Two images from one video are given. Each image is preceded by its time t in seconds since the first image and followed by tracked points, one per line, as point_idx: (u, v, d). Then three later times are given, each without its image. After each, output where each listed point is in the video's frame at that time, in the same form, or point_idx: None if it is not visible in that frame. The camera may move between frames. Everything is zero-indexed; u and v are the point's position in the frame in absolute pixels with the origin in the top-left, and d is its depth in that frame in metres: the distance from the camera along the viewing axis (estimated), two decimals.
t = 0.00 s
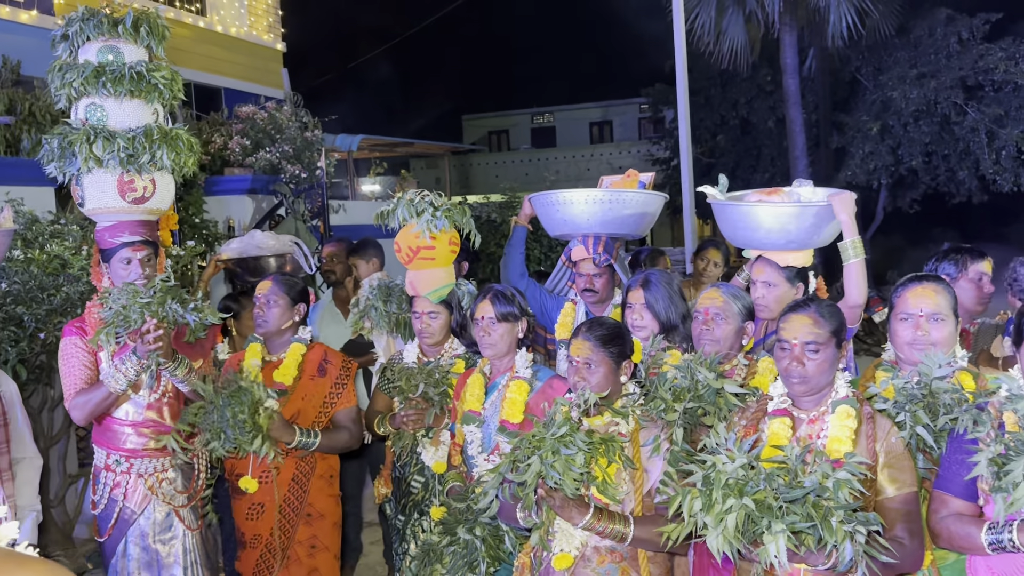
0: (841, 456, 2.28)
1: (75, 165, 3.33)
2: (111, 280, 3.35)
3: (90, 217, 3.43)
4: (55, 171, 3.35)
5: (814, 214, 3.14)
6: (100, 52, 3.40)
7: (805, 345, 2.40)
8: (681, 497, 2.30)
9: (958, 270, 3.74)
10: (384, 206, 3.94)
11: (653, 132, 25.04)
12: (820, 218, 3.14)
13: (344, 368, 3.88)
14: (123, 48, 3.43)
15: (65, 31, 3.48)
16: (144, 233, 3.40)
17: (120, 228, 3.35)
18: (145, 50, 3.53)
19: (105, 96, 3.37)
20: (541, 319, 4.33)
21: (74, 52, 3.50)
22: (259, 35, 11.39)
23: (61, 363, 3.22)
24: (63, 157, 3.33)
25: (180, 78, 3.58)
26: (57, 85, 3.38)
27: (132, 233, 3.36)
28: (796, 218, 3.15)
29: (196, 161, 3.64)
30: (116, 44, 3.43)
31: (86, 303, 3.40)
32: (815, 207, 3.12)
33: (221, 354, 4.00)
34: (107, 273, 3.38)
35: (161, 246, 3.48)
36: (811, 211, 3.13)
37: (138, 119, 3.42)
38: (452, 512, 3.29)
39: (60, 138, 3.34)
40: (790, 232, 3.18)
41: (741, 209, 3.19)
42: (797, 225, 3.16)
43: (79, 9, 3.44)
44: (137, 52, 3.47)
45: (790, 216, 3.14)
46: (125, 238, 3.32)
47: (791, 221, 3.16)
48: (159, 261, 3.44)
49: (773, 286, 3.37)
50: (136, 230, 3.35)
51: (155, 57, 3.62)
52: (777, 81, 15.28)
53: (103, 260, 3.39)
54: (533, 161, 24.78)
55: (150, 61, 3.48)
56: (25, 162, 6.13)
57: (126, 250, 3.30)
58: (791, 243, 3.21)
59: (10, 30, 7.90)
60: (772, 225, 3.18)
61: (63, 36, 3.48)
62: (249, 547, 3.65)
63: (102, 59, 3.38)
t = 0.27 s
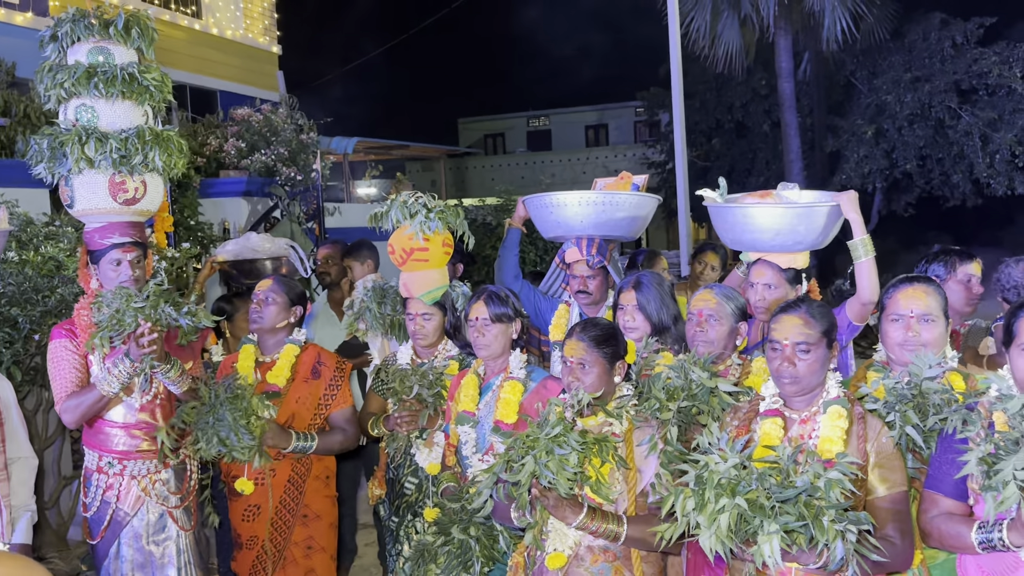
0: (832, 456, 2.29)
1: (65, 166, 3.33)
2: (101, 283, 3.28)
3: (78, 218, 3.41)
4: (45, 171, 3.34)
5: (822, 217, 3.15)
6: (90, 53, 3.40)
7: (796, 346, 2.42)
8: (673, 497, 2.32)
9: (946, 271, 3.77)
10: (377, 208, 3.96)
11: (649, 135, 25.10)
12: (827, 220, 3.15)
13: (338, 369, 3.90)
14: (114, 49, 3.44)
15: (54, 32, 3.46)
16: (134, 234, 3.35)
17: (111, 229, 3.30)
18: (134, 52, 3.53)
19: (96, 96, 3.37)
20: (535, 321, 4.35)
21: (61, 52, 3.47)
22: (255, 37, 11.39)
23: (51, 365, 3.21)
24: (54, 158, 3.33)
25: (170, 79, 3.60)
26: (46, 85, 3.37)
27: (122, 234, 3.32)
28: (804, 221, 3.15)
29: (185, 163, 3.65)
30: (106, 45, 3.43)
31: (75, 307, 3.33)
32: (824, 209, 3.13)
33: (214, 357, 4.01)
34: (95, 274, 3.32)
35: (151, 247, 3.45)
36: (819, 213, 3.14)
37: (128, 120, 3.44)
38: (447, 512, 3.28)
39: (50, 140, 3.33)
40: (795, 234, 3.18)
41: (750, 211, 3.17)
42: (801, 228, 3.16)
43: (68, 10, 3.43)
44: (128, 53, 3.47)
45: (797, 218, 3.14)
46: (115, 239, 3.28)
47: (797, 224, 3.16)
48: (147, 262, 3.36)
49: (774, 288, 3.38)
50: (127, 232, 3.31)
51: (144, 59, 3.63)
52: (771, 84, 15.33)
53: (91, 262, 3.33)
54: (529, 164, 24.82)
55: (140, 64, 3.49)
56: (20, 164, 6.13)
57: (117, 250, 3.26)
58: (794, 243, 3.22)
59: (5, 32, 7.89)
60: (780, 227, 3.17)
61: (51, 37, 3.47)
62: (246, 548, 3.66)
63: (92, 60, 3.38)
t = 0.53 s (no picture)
0: (822, 457, 2.31)
1: (54, 167, 3.32)
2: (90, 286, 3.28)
3: (66, 220, 3.39)
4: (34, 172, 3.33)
5: (827, 214, 3.17)
6: (78, 54, 3.39)
7: (786, 347, 2.44)
8: (664, 498, 2.33)
9: (948, 274, 3.83)
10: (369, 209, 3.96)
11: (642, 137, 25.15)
12: (833, 217, 3.18)
13: (331, 369, 3.90)
14: (101, 51, 3.43)
15: (41, 34, 3.46)
16: (123, 236, 3.36)
17: (99, 230, 3.30)
18: (123, 53, 3.53)
19: (85, 98, 3.37)
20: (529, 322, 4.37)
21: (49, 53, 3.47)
22: (249, 38, 11.38)
23: (40, 368, 3.20)
24: (42, 159, 3.33)
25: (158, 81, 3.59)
26: (34, 86, 3.36)
27: (111, 235, 3.33)
28: (809, 218, 3.18)
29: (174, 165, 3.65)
30: (95, 47, 3.42)
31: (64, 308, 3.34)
32: (828, 206, 3.16)
33: (208, 357, 4.00)
34: (84, 276, 3.32)
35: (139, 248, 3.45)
36: (824, 210, 3.16)
37: (117, 122, 3.44)
38: (440, 513, 3.30)
39: (38, 141, 3.33)
40: (801, 232, 3.21)
41: (756, 210, 3.19)
42: (807, 225, 3.19)
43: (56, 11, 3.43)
44: (116, 55, 3.47)
45: (802, 217, 3.17)
46: (104, 241, 3.29)
47: (802, 221, 3.18)
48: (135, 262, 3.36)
49: (781, 289, 3.45)
50: (116, 233, 3.32)
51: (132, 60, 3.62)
52: (764, 87, 15.37)
53: (79, 263, 3.33)
54: (523, 165, 24.84)
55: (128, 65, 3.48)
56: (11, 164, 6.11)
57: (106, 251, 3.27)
58: (800, 241, 3.25)
59: None
60: (786, 225, 3.19)
61: (38, 38, 3.46)
62: (240, 548, 3.66)
63: (80, 61, 3.38)
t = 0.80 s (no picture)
0: (810, 456, 2.32)
1: (40, 167, 3.32)
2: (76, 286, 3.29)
3: (53, 219, 3.39)
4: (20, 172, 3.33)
5: (828, 213, 3.20)
6: (64, 53, 3.38)
7: (774, 347, 2.45)
8: (655, 497, 2.34)
9: (942, 274, 3.85)
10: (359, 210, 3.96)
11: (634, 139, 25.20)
12: (834, 216, 3.21)
13: (322, 369, 3.91)
14: (87, 50, 3.41)
15: (26, 33, 3.44)
16: (110, 236, 3.36)
17: (86, 230, 3.31)
18: (109, 52, 3.51)
19: (70, 97, 3.35)
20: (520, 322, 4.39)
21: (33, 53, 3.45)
22: (240, 38, 11.35)
23: (27, 371, 3.19)
24: (28, 158, 3.32)
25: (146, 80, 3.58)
26: (18, 86, 3.34)
27: (98, 235, 3.34)
28: (810, 217, 3.20)
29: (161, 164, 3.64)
30: (80, 46, 3.41)
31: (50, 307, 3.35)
32: (830, 205, 3.18)
33: (198, 358, 3.98)
34: (72, 277, 3.34)
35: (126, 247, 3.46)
36: (826, 209, 3.19)
37: (103, 121, 3.43)
38: (431, 513, 3.31)
39: (23, 141, 3.32)
40: (802, 231, 3.23)
41: (759, 208, 3.21)
42: (810, 224, 3.21)
43: (41, 10, 3.41)
44: (102, 54, 3.45)
45: (804, 215, 3.19)
46: (91, 241, 3.30)
47: (804, 220, 3.20)
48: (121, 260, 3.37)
49: (782, 289, 3.42)
50: (103, 233, 3.32)
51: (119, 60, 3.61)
52: (756, 89, 15.43)
53: (67, 264, 3.35)
54: (515, 167, 24.86)
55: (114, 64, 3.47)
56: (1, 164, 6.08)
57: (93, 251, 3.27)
58: (802, 240, 3.26)
59: None
60: (787, 224, 3.21)
61: (23, 37, 3.44)
62: (231, 548, 3.66)
63: (65, 61, 3.36)
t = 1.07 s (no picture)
0: (796, 453, 2.33)
1: (23, 164, 3.30)
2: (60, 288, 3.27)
3: (36, 218, 3.36)
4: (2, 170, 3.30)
5: (823, 214, 3.24)
6: (48, 51, 3.36)
7: (760, 346, 2.46)
8: (642, 494, 2.35)
9: (927, 274, 3.88)
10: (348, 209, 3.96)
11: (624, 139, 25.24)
12: (830, 216, 3.25)
13: (309, 368, 3.90)
14: (71, 48, 3.39)
15: (9, 30, 3.41)
16: (93, 235, 3.35)
17: (69, 229, 3.29)
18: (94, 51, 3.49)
19: (54, 95, 3.33)
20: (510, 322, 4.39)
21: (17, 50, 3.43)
22: (228, 38, 11.30)
23: (12, 375, 3.17)
24: (10, 156, 3.29)
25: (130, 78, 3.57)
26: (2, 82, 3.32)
27: (81, 233, 3.32)
28: (807, 217, 3.23)
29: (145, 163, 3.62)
30: (64, 43, 3.39)
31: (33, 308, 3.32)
32: (825, 205, 3.23)
33: (186, 359, 3.96)
34: (54, 276, 3.31)
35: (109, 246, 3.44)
36: (821, 209, 3.23)
37: (87, 119, 3.41)
38: (419, 512, 3.31)
39: (6, 138, 3.29)
40: (799, 231, 3.25)
41: (757, 208, 3.22)
42: (807, 223, 3.24)
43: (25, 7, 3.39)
44: (86, 52, 3.43)
45: (801, 214, 3.22)
46: (74, 239, 3.28)
47: (801, 220, 3.23)
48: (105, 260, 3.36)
49: (778, 289, 3.41)
50: (86, 231, 3.30)
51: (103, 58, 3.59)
52: (744, 90, 15.49)
53: (49, 262, 3.32)
54: (504, 167, 24.86)
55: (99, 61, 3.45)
56: None
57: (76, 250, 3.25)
58: (799, 241, 3.29)
59: None
60: (786, 224, 3.23)
61: (7, 34, 3.42)
62: (217, 549, 3.65)
63: (49, 58, 3.34)
